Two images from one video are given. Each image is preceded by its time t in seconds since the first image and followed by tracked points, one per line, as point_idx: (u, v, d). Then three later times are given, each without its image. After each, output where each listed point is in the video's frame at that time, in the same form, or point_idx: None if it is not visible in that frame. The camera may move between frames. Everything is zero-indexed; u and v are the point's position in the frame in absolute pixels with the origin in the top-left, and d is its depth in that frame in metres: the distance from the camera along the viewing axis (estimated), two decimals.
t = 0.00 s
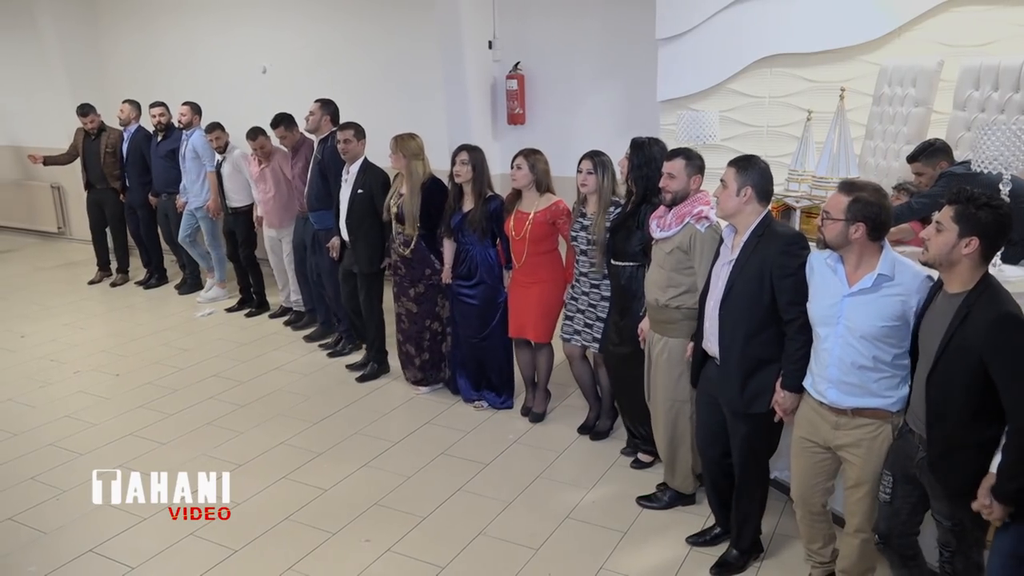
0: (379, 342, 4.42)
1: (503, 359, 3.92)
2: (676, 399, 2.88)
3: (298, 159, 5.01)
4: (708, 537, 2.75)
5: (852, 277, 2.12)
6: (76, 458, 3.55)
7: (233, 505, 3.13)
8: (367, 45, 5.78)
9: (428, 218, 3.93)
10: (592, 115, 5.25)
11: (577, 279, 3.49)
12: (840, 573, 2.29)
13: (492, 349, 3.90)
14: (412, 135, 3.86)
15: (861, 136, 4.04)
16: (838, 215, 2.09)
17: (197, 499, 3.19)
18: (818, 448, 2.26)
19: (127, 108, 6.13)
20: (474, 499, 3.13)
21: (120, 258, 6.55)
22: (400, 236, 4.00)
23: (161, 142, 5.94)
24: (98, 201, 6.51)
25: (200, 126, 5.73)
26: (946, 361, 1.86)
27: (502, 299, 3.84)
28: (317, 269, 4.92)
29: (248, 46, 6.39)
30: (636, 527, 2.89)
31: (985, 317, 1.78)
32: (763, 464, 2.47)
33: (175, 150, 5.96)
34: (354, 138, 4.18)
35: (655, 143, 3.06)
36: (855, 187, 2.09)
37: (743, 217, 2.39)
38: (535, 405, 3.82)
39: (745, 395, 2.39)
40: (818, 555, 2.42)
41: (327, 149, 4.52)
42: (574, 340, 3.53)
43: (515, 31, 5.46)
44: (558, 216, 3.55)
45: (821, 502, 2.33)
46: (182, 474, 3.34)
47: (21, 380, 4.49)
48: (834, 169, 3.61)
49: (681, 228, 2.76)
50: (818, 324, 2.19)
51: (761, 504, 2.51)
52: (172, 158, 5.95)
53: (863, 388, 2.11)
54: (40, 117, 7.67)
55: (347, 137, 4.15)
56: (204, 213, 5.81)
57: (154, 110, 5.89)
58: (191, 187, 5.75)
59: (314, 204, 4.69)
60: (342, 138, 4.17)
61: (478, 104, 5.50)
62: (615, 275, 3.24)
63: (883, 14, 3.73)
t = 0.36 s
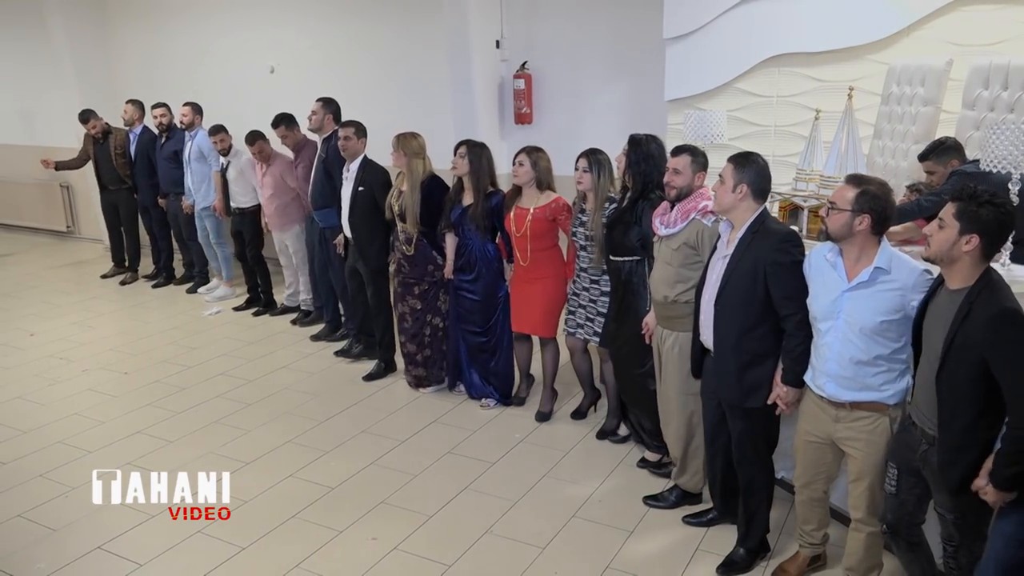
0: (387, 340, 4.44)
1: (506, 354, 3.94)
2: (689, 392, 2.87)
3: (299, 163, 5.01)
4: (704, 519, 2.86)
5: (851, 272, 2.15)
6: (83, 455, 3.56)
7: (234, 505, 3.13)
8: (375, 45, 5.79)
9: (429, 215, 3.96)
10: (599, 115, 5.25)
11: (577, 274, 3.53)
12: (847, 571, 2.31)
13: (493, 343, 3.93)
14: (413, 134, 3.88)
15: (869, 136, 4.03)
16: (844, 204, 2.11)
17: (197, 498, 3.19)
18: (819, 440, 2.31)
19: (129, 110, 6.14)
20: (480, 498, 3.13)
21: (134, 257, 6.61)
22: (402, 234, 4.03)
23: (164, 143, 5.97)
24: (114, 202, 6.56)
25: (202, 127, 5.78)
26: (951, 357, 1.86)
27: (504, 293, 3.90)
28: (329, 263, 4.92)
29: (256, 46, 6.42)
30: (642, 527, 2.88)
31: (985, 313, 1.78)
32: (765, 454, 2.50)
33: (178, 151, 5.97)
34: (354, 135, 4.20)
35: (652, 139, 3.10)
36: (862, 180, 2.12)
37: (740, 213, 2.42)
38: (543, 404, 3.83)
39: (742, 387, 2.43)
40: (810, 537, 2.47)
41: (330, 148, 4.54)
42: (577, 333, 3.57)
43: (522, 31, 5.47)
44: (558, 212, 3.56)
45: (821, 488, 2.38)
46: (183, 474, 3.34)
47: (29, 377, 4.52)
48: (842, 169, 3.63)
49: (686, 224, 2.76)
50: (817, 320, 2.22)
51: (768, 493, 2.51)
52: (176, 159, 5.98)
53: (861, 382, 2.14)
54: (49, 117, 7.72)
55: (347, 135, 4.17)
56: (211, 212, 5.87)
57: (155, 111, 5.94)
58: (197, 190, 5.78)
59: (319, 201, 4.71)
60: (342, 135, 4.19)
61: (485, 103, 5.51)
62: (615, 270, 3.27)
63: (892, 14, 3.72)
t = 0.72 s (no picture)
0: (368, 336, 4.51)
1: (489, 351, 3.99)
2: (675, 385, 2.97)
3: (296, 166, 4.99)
4: (703, 518, 2.85)
5: (835, 265, 2.20)
6: (83, 454, 3.56)
7: (234, 505, 3.12)
8: (374, 45, 5.80)
9: (420, 212, 4.05)
10: (599, 114, 5.25)
11: (566, 272, 3.54)
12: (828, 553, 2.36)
13: (479, 340, 3.98)
14: (403, 134, 3.96)
15: (869, 135, 4.03)
16: (829, 200, 2.15)
17: (197, 498, 3.18)
18: (805, 428, 2.34)
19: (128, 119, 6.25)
20: (479, 497, 3.14)
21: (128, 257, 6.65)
22: (391, 229, 4.10)
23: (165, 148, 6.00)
24: (110, 204, 6.59)
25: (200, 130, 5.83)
26: (934, 343, 1.89)
27: (489, 291, 3.93)
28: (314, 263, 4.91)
29: (255, 46, 6.43)
30: (642, 525, 2.88)
31: (967, 302, 1.81)
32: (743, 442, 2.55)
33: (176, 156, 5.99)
34: (348, 138, 4.23)
35: (639, 141, 3.19)
36: (846, 176, 2.16)
37: (724, 211, 2.49)
38: (522, 392, 3.93)
39: (725, 375, 2.48)
40: (807, 534, 2.45)
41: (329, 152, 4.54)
42: (567, 330, 3.58)
43: (522, 31, 5.47)
44: (550, 210, 3.62)
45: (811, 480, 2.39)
46: (183, 474, 3.33)
47: (29, 376, 4.52)
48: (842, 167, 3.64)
49: (680, 222, 2.84)
50: (804, 311, 2.27)
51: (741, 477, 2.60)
52: (175, 164, 5.99)
53: (846, 370, 2.19)
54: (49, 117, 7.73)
55: (340, 139, 4.22)
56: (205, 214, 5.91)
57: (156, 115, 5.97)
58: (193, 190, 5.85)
59: (315, 204, 4.71)
60: (336, 139, 4.23)
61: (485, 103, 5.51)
62: (604, 267, 3.29)
63: (893, 12, 3.72)
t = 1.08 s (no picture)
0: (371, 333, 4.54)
1: (483, 345, 4.03)
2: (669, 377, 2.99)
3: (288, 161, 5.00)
4: (691, 505, 2.94)
5: (825, 258, 2.22)
6: (83, 454, 3.56)
7: (233, 505, 3.12)
8: (374, 45, 5.80)
9: (412, 210, 4.03)
10: (599, 113, 5.25)
11: (557, 266, 3.60)
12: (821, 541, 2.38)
13: (471, 335, 4.02)
14: (390, 133, 3.94)
15: (868, 135, 4.04)
16: (824, 193, 2.18)
17: (197, 498, 3.17)
18: (795, 422, 2.36)
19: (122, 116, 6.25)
20: (479, 495, 3.14)
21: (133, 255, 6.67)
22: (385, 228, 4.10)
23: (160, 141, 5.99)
24: (113, 199, 6.64)
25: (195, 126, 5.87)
26: (914, 329, 1.96)
27: (483, 286, 3.96)
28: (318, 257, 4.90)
29: (254, 46, 6.43)
30: (642, 523, 2.89)
31: (950, 286, 1.88)
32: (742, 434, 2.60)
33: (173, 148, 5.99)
34: (348, 132, 4.23)
35: (631, 136, 3.19)
36: (840, 170, 2.18)
37: (723, 205, 2.52)
38: (521, 393, 3.94)
39: (721, 367, 2.51)
40: (794, 522, 2.51)
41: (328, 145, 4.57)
42: (559, 323, 3.65)
43: (523, 30, 5.46)
44: (538, 206, 3.65)
45: (800, 471, 2.43)
46: (183, 473, 3.32)
47: (29, 376, 4.53)
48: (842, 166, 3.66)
49: (669, 217, 2.87)
50: (795, 305, 2.29)
51: (743, 472, 2.62)
52: (172, 156, 5.99)
53: (839, 364, 2.20)
54: (48, 117, 7.73)
55: (341, 132, 4.21)
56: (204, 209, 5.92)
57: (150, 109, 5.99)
58: (188, 185, 5.83)
59: (312, 197, 4.70)
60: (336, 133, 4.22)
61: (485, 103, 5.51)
62: (596, 262, 3.33)
63: (893, 11, 3.72)
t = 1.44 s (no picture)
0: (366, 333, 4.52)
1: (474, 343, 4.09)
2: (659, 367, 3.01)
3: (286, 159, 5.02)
4: (689, 505, 2.95)
5: (804, 254, 2.27)
6: (82, 453, 3.56)
7: (233, 505, 3.11)
8: (373, 44, 5.79)
9: (402, 211, 4.05)
10: (599, 112, 5.25)
11: (550, 265, 3.61)
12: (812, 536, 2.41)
13: (464, 334, 4.07)
14: (375, 136, 3.99)
15: (868, 133, 4.03)
16: (801, 190, 2.23)
17: (197, 498, 3.17)
18: (780, 412, 2.40)
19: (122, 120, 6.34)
20: (479, 494, 3.14)
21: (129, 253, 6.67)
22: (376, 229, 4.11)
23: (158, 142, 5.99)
24: (107, 201, 6.67)
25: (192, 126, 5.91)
26: (898, 328, 1.96)
27: (471, 286, 4.02)
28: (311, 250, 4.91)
29: (253, 46, 6.43)
30: (642, 523, 2.89)
31: (934, 290, 1.88)
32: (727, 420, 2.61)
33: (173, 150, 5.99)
34: (341, 135, 4.23)
35: (624, 137, 3.23)
36: (815, 168, 2.24)
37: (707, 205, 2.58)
38: (521, 392, 3.93)
39: (711, 358, 2.54)
40: (789, 514, 2.56)
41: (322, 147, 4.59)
42: (554, 322, 3.65)
43: (523, 29, 5.46)
44: (528, 207, 3.67)
45: (791, 461, 2.46)
46: (183, 473, 3.32)
47: (27, 375, 4.53)
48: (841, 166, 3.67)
49: (667, 214, 2.89)
50: (774, 297, 2.34)
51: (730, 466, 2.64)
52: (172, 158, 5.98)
53: (815, 354, 2.25)
54: (48, 117, 7.73)
55: (332, 136, 4.20)
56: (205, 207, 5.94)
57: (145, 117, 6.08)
58: (190, 184, 5.90)
59: (309, 197, 4.70)
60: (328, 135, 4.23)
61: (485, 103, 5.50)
62: (592, 260, 3.34)
63: (894, 10, 3.71)
